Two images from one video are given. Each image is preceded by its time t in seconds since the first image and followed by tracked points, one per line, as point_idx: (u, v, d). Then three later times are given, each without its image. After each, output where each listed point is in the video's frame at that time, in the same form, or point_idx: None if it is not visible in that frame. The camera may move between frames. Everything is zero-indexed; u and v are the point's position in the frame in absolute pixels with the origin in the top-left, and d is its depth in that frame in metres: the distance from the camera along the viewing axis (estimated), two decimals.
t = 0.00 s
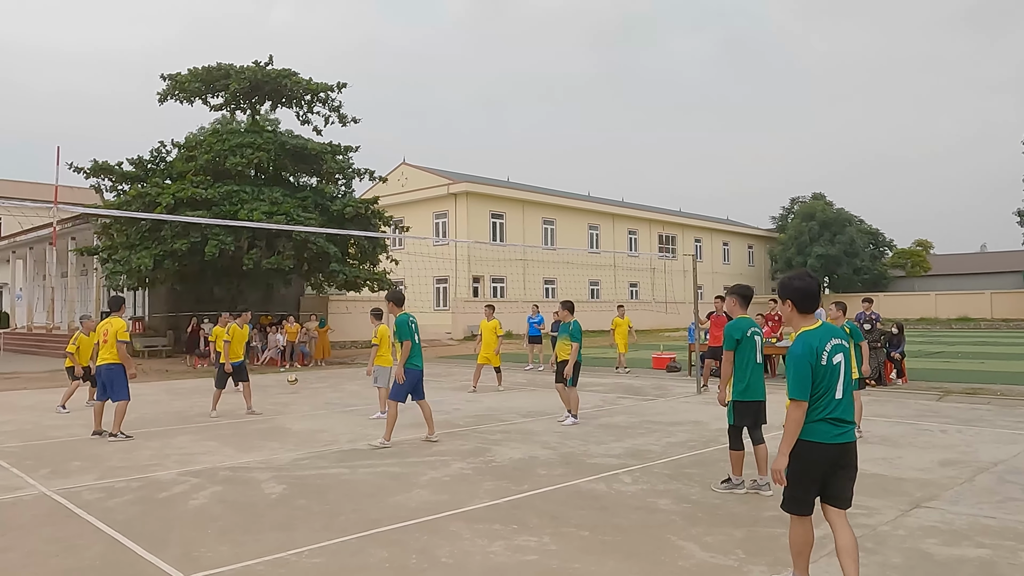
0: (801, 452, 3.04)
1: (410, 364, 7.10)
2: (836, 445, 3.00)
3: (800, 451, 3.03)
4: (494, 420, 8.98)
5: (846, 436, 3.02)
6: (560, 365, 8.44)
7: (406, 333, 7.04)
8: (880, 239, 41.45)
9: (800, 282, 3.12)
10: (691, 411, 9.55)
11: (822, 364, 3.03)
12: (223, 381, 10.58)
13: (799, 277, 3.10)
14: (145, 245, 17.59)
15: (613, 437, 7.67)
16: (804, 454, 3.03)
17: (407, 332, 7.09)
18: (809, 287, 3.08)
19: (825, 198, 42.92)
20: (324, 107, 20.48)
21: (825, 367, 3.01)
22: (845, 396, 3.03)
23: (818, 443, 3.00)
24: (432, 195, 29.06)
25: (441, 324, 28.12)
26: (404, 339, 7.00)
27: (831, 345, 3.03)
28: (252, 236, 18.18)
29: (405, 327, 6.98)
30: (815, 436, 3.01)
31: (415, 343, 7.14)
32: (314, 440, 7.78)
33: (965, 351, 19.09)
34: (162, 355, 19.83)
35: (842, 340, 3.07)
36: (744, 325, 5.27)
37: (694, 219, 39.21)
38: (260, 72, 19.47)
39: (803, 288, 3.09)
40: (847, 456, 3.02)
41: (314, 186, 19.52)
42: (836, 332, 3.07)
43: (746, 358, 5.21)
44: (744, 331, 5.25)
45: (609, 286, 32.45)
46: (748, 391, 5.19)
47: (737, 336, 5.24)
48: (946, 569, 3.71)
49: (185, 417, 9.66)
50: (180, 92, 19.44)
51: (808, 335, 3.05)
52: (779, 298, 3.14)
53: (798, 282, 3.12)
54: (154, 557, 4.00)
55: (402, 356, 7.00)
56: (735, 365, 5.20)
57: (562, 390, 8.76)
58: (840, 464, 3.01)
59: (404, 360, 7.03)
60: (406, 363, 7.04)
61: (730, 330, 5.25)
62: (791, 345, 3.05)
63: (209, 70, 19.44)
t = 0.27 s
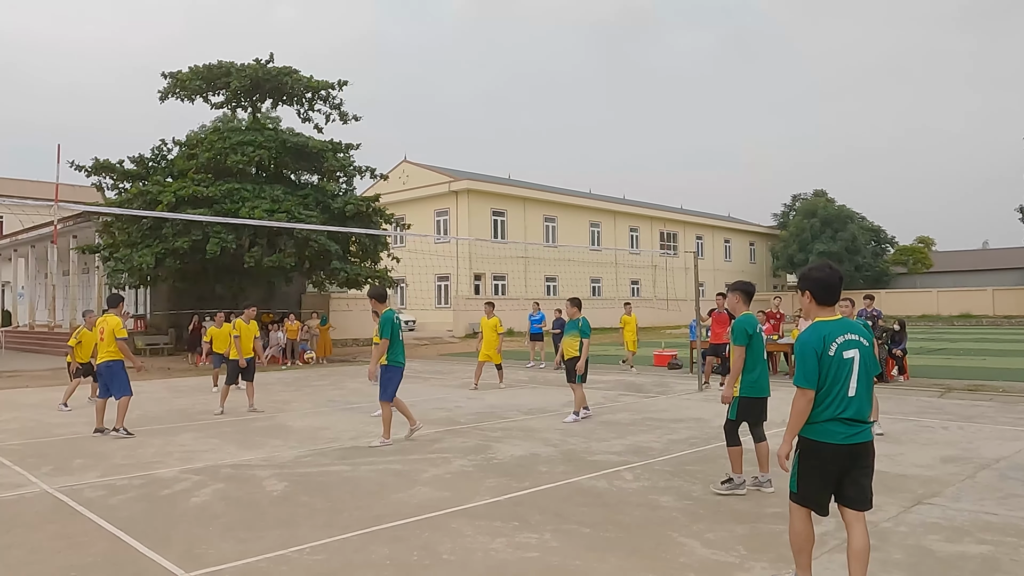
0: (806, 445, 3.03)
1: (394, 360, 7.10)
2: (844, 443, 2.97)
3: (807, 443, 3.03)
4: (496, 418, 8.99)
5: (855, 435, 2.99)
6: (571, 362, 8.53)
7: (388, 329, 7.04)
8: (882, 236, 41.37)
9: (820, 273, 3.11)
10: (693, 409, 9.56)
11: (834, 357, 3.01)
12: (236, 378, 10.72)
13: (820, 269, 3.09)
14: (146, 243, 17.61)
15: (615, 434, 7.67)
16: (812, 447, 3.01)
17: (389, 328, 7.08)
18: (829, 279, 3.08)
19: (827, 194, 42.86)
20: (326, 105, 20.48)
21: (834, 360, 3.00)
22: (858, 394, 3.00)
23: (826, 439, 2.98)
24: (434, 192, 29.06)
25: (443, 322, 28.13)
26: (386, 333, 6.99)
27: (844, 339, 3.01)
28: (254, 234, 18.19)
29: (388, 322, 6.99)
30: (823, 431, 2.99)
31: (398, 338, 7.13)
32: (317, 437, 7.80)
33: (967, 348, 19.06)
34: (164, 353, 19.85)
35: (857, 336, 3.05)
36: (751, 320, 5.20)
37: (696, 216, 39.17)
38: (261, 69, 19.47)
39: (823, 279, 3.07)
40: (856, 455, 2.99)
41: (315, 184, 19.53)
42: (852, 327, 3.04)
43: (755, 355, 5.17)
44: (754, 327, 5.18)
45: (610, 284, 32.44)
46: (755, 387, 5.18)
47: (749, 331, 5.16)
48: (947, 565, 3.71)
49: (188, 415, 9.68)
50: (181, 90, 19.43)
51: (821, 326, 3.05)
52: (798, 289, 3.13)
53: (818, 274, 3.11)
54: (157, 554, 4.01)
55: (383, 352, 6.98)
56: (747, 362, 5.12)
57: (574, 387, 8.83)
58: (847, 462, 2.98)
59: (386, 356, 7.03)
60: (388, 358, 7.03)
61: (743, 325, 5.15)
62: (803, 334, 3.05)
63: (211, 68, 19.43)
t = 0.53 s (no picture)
0: (804, 447, 3.03)
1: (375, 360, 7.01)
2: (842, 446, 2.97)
3: (805, 445, 3.02)
4: (494, 417, 8.99)
5: (854, 438, 2.99)
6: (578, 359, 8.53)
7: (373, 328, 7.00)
8: (880, 234, 41.39)
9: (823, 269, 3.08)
10: (691, 407, 9.56)
11: (831, 357, 3.00)
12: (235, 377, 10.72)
13: (823, 264, 3.05)
14: (144, 242, 17.60)
15: (614, 433, 7.67)
16: (809, 448, 3.01)
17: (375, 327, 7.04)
18: (832, 276, 3.02)
19: (826, 193, 42.88)
20: (324, 103, 20.46)
21: (832, 360, 2.99)
22: (857, 396, 2.99)
23: (824, 441, 2.98)
24: (432, 191, 29.04)
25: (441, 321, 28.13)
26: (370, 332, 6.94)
27: (843, 339, 3.00)
28: (252, 233, 18.17)
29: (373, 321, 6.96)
30: (821, 434, 2.99)
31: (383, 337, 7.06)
32: (315, 436, 7.80)
33: (965, 346, 19.09)
34: (162, 353, 19.83)
35: (858, 336, 3.03)
36: (740, 322, 5.18)
37: (694, 214, 39.19)
38: (259, 68, 19.44)
39: (827, 276, 3.04)
40: (854, 458, 2.99)
41: (314, 183, 19.51)
42: (852, 328, 3.03)
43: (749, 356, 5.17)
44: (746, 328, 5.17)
45: (608, 283, 32.45)
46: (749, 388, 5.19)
47: (742, 333, 5.17)
48: (946, 564, 3.72)
49: (186, 414, 9.67)
50: (178, 89, 19.40)
51: (820, 326, 3.04)
52: (799, 286, 3.12)
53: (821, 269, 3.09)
54: (155, 554, 4.00)
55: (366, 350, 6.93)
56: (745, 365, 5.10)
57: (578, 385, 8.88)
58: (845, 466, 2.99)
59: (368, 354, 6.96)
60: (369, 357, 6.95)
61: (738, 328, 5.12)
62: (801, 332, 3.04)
63: (208, 67, 19.40)
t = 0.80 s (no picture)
0: (805, 453, 3.02)
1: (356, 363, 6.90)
2: (842, 453, 2.97)
3: (805, 451, 3.02)
4: (493, 418, 8.99)
5: (853, 444, 2.99)
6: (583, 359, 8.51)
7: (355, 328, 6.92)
8: (880, 236, 41.41)
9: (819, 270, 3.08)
10: (690, 408, 9.57)
11: (830, 361, 3.00)
12: (230, 378, 10.71)
13: (820, 266, 3.05)
14: (144, 242, 17.61)
15: (612, 434, 7.68)
16: (806, 453, 3.02)
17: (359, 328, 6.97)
18: (830, 276, 3.01)
19: (825, 194, 42.92)
20: (324, 104, 20.47)
21: (830, 364, 2.98)
22: (856, 402, 2.99)
23: (824, 447, 2.98)
24: (432, 192, 29.05)
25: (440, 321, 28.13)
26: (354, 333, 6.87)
27: (842, 344, 3.00)
28: (251, 233, 18.17)
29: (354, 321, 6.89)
30: (820, 440, 2.99)
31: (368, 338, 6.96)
32: (314, 436, 7.80)
33: (963, 348, 19.11)
34: (161, 353, 19.81)
35: (856, 340, 3.03)
36: (731, 326, 5.19)
37: (694, 216, 39.21)
38: (259, 68, 19.44)
39: (825, 278, 3.03)
40: (855, 464, 2.99)
41: (313, 183, 19.51)
42: (850, 332, 3.03)
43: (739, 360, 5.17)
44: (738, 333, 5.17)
45: (608, 283, 32.48)
46: (740, 392, 5.18)
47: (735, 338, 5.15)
48: (944, 565, 3.72)
49: (185, 414, 9.67)
50: (178, 89, 19.41)
51: (818, 329, 3.04)
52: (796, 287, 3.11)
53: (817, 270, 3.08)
54: (154, 554, 4.00)
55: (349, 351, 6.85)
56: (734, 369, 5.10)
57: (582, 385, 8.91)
58: (846, 473, 2.98)
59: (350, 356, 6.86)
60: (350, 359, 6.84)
61: (728, 332, 5.12)
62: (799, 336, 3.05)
63: (208, 67, 19.40)
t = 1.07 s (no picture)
0: (812, 459, 2.99)
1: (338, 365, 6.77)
2: (849, 458, 2.96)
3: (812, 457, 2.98)
4: (494, 418, 8.99)
5: (858, 449, 3.00)
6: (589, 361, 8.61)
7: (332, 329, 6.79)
8: (881, 238, 41.38)
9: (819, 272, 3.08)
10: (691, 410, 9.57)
11: (839, 365, 2.99)
12: (228, 376, 10.71)
13: (822, 269, 3.05)
14: (145, 241, 17.63)
15: (613, 435, 7.67)
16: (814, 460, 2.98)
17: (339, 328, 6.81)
18: (824, 277, 3.03)
19: (826, 197, 42.90)
20: (326, 104, 20.48)
21: (841, 368, 2.97)
22: (862, 406, 3.00)
23: (832, 452, 2.96)
24: (433, 192, 29.07)
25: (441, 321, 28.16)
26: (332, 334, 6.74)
27: (850, 347, 3.00)
28: (252, 233, 18.18)
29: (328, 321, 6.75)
30: (828, 445, 2.97)
31: (350, 337, 6.76)
32: (314, 436, 7.80)
33: (964, 351, 19.10)
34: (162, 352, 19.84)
35: (862, 344, 3.04)
36: (721, 330, 5.09)
37: (695, 217, 39.21)
38: (261, 68, 19.45)
39: (828, 282, 3.04)
40: (858, 469, 3.00)
41: (315, 183, 19.51)
42: (856, 335, 3.04)
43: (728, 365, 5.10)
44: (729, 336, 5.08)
45: (609, 285, 32.47)
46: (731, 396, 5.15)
47: (727, 342, 5.06)
48: (945, 569, 3.72)
49: (186, 413, 9.67)
50: (181, 88, 19.43)
51: (828, 332, 3.01)
52: (797, 289, 3.08)
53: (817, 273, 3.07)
54: (154, 553, 4.00)
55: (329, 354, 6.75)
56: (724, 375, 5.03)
57: (588, 385, 8.90)
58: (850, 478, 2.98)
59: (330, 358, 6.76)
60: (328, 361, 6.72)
61: (719, 337, 5.04)
62: (807, 340, 3.00)
63: (211, 66, 19.40)
